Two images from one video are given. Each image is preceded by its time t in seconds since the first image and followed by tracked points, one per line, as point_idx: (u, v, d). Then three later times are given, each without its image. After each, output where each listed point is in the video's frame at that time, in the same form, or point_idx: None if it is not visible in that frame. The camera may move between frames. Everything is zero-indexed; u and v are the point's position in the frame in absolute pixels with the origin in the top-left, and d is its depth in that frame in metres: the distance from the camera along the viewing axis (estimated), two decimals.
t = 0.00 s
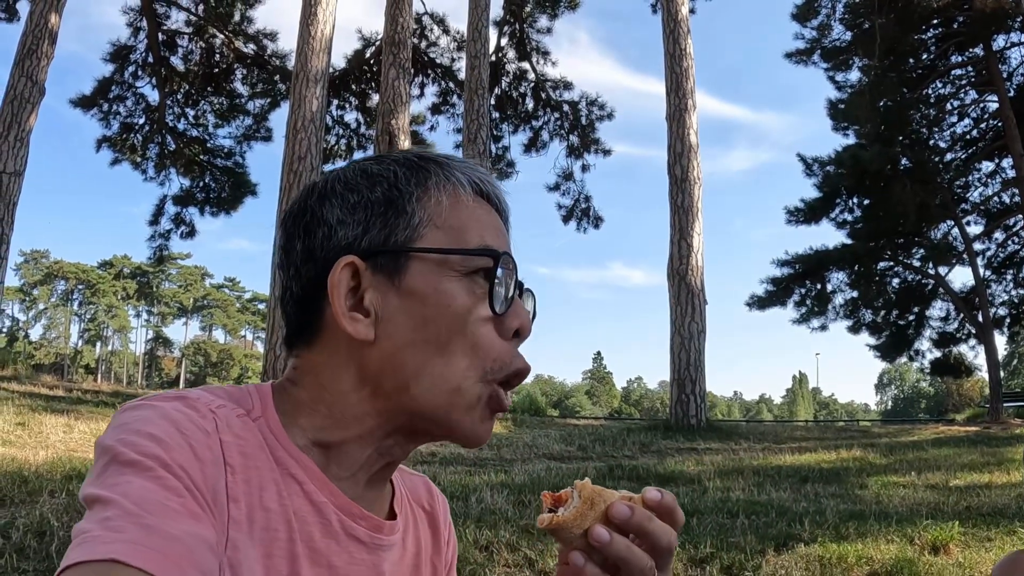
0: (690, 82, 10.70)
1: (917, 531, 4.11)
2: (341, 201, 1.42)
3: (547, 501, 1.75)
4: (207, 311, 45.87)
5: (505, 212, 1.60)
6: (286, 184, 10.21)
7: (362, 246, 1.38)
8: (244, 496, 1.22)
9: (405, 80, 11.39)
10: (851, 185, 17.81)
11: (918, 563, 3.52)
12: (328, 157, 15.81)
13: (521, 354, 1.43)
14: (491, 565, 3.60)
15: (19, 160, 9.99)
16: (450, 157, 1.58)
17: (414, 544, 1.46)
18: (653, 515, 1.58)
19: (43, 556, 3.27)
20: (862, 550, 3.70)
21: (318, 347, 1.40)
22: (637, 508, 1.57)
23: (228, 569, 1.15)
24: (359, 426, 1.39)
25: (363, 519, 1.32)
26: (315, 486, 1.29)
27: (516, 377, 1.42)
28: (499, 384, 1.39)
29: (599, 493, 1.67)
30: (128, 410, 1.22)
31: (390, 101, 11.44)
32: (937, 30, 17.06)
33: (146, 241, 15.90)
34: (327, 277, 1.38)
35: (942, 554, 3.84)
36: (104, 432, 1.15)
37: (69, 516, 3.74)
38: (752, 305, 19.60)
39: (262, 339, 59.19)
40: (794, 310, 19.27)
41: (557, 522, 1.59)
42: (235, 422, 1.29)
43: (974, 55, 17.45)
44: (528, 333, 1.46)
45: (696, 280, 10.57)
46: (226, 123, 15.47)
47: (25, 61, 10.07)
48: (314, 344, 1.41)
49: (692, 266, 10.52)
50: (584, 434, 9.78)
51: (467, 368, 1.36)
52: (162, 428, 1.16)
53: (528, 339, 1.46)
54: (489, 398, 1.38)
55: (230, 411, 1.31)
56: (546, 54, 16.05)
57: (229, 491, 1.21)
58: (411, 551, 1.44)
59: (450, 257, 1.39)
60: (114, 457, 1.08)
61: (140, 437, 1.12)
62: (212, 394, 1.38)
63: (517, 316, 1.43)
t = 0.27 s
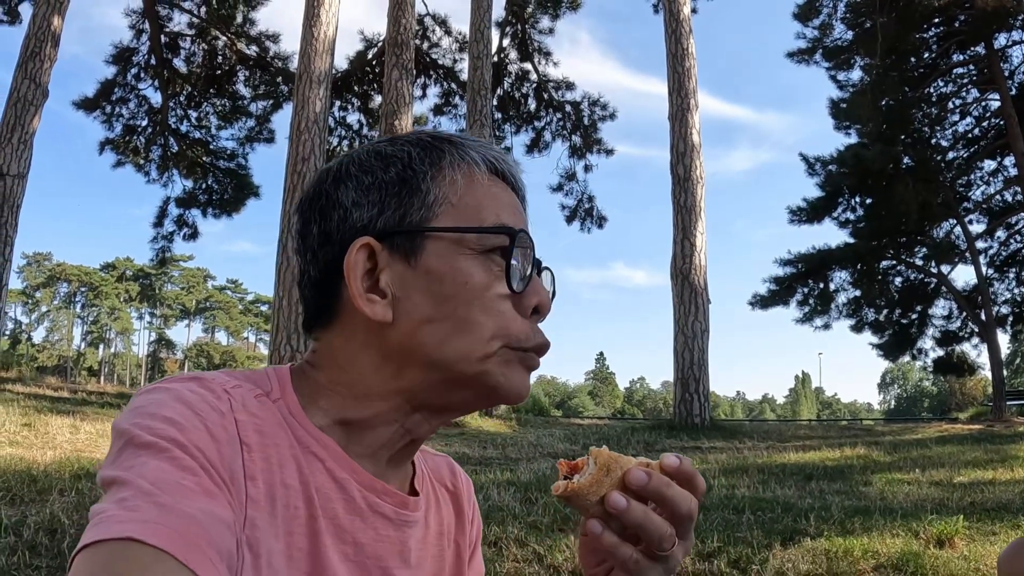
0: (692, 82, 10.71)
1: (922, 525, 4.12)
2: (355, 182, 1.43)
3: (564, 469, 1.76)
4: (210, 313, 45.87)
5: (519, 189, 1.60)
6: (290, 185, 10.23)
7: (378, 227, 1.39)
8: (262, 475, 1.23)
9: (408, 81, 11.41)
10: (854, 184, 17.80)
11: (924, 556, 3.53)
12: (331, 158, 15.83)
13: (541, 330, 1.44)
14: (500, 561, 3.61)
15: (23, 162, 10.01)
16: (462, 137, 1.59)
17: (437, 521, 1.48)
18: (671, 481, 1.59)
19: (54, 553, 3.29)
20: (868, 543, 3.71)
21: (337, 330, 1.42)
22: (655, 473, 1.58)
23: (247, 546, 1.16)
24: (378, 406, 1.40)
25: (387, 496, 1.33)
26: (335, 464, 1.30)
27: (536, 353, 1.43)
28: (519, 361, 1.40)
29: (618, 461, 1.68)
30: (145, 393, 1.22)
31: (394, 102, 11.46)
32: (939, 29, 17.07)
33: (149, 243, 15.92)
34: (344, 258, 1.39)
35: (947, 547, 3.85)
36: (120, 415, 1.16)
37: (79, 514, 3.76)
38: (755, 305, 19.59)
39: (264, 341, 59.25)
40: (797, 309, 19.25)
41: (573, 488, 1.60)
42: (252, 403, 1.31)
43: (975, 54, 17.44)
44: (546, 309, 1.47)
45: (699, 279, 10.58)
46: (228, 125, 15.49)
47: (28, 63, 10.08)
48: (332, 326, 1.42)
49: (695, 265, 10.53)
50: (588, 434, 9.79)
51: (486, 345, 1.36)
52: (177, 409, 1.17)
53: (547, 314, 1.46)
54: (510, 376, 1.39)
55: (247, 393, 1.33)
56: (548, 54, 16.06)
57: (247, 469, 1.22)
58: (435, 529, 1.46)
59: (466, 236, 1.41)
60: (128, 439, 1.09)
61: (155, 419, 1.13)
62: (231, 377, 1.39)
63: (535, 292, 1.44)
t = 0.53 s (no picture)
0: (694, 81, 10.71)
1: (925, 522, 4.12)
2: (361, 178, 1.43)
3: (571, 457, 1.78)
4: (211, 312, 45.87)
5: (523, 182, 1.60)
6: (292, 184, 10.23)
7: (386, 220, 1.40)
8: (277, 467, 1.24)
9: (409, 80, 11.42)
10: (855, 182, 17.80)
11: (926, 552, 3.55)
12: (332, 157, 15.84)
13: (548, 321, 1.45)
14: (505, 559, 3.62)
15: (24, 161, 10.02)
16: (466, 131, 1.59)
17: (448, 511, 1.49)
18: (681, 466, 1.60)
19: (61, 550, 3.30)
20: (870, 541, 3.71)
21: (346, 325, 1.42)
22: (663, 459, 1.59)
23: (263, 538, 1.17)
24: (387, 400, 1.41)
25: (399, 487, 1.34)
26: (347, 455, 1.31)
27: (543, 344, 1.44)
28: (528, 353, 1.41)
29: (628, 447, 1.69)
30: (157, 390, 1.23)
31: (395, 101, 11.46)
32: (940, 27, 17.04)
33: (151, 242, 15.94)
34: (352, 252, 1.39)
35: (949, 544, 3.86)
36: (133, 411, 1.16)
37: (85, 512, 3.76)
38: (756, 303, 19.60)
39: (265, 340, 59.25)
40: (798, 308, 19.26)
41: (583, 475, 1.62)
42: (264, 397, 1.31)
43: (976, 52, 17.43)
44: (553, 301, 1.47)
45: (701, 277, 10.58)
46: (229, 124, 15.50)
47: (30, 63, 10.08)
48: (341, 321, 1.43)
49: (696, 263, 10.53)
50: (589, 432, 9.79)
51: (495, 336, 1.37)
52: (192, 405, 1.18)
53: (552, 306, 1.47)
54: (519, 369, 1.40)
55: (258, 386, 1.33)
56: (549, 53, 16.05)
57: (262, 462, 1.22)
58: (446, 519, 1.47)
59: (472, 228, 1.41)
60: (146, 434, 1.09)
61: (170, 414, 1.14)
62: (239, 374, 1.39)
63: (541, 284, 1.45)
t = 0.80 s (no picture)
0: (696, 81, 10.71)
1: (925, 524, 4.12)
2: (365, 182, 1.43)
3: (576, 457, 1.79)
4: (213, 310, 45.89)
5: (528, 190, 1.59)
6: (294, 183, 10.23)
7: (387, 226, 1.40)
8: (277, 473, 1.24)
9: (412, 79, 11.41)
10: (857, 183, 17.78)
11: (928, 554, 3.55)
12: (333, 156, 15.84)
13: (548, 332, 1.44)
14: (505, 560, 3.62)
15: (26, 159, 10.02)
16: (474, 136, 1.58)
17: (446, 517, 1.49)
18: (683, 468, 1.58)
19: (61, 550, 3.31)
20: (870, 542, 3.71)
21: (347, 329, 1.42)
22: (665, 461, 1.57)
23: (262, 544, 1.17)
24: (387, 405, 1.41)
25: (398, 493, 1.33)
26: (346, 462, 1.31)
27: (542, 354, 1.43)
28: (526, 363, 1.40)
29: (631, 449, 1.68)
30: (157, 396, 1.22)
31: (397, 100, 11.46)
32: (943, 28, 17.01)
33: (152, 240, 15.94)
34: (353, 256, 1.39)
35: (950, 546, 3.85)
36: (133, 417, 1.16)
37: (85, 512, 3.77)
38: (758, 303, 19.58)
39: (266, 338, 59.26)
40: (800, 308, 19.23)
41: (585, 477, 1.63)
42: (264, 402, 1.31)
43: (979, 53, 17.40)
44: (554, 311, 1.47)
45: (702, 277, 10.57)
46: (231, 122, 15.51)
47: (32, 61, 10.09)
48: (342, 325, 1.43)
49: (698, 263, 10.53)
50: (590, 432, 9.79)
51: (493, 345, 1.36)
52: (192, 411, 1.18)
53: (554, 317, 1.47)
54: (518, 378, 1.40)
55: (259, 392, 1.33)
56: (551, 52, 16.04)
57: (262, 467, 1.23)
58: (444, 525, 1.47)
59: (474, 237, 1.41)
60: (146, 440, 1.09)
61: (170, 420, 1.14)
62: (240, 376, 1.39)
63: (542, 295, 1.44)
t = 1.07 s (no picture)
0: (698, 82, 10.71)
1: (923, 527, 4.12)
2: (364, 183, 1.43)
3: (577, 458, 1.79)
4: (215, 309, 45.94)
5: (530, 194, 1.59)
6: (296, 182, 10.24)
7: (385, 230, 1.40)
8: (273, 478, 1.25)
9: (414, 79, 11.41)
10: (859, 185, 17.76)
11: (924, 558, 3.55)
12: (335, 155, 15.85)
13: (545, 340, 1.44)
14: (501, 560, 3.62)
15: (29, 157, 10.04)
16: (477, 139, 1.58)
17: (440, 521, 1.49)
18: (684, 474, 1.59)
19: (59, 548, 3.31)
20: (868, 545, 3.71)
21: (344, 332, 1.42)
22: (665, 466, 1.58)
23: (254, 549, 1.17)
24: (382, 411, 1.41)
25: (391, 501, 1.34)
26: (341, 466, 1.31)
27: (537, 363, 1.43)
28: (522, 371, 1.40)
29: (632, 454, 1.68)
30: (156, 396, 1.23)
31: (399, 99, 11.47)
32: (946, 30, 16.98)
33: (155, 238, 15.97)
34: (350, 259, 1.40)
35: (948, 550, 3.85)
36: (132, 416, 1.16)
37: (83, 510, 3.77)
38: (759, 305, 19.56)
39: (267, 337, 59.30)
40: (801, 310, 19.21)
41: (586, 481, 1.62)
42: (262, 404, 1.32)
43: (982, 55, 17.37)
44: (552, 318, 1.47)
45: (703, 279, 10.57)
46: (234, 121, 15.53)
47: (35, 59, 10.10)
48: (338, 328, 1.43)
49: (699, 264, 10.52)
50: (591, 433, 9.78)
51: (488, 352, 1.36)
52: (191, 411, 1.18)
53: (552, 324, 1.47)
54: (512, 386, 1.40)
55: (256, 394, 1.34)
56: (553, 53, 16.04)
57: (258, 471, 1.23)
58: (437, 529, 1.47)
59: (472, 242, 1.40)
60: (141, 440, 1.09)
61: (169, 420, 1.14)
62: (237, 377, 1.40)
63: (541, 302, 1.44)
